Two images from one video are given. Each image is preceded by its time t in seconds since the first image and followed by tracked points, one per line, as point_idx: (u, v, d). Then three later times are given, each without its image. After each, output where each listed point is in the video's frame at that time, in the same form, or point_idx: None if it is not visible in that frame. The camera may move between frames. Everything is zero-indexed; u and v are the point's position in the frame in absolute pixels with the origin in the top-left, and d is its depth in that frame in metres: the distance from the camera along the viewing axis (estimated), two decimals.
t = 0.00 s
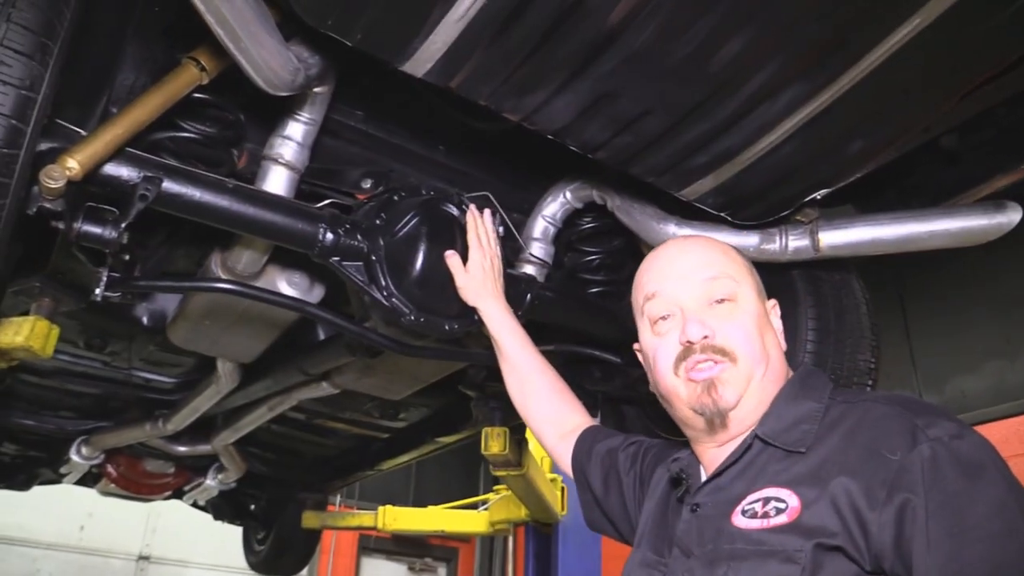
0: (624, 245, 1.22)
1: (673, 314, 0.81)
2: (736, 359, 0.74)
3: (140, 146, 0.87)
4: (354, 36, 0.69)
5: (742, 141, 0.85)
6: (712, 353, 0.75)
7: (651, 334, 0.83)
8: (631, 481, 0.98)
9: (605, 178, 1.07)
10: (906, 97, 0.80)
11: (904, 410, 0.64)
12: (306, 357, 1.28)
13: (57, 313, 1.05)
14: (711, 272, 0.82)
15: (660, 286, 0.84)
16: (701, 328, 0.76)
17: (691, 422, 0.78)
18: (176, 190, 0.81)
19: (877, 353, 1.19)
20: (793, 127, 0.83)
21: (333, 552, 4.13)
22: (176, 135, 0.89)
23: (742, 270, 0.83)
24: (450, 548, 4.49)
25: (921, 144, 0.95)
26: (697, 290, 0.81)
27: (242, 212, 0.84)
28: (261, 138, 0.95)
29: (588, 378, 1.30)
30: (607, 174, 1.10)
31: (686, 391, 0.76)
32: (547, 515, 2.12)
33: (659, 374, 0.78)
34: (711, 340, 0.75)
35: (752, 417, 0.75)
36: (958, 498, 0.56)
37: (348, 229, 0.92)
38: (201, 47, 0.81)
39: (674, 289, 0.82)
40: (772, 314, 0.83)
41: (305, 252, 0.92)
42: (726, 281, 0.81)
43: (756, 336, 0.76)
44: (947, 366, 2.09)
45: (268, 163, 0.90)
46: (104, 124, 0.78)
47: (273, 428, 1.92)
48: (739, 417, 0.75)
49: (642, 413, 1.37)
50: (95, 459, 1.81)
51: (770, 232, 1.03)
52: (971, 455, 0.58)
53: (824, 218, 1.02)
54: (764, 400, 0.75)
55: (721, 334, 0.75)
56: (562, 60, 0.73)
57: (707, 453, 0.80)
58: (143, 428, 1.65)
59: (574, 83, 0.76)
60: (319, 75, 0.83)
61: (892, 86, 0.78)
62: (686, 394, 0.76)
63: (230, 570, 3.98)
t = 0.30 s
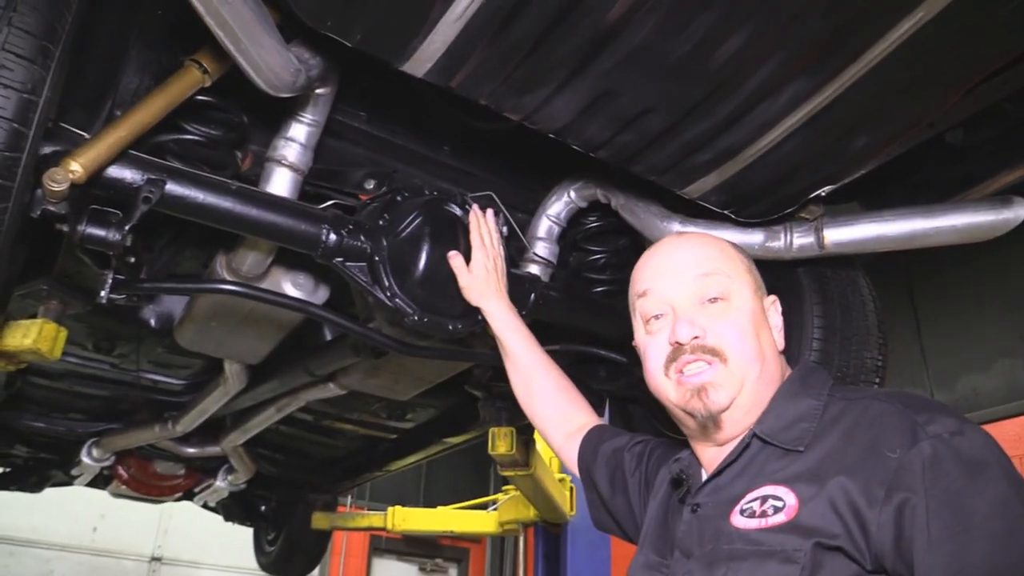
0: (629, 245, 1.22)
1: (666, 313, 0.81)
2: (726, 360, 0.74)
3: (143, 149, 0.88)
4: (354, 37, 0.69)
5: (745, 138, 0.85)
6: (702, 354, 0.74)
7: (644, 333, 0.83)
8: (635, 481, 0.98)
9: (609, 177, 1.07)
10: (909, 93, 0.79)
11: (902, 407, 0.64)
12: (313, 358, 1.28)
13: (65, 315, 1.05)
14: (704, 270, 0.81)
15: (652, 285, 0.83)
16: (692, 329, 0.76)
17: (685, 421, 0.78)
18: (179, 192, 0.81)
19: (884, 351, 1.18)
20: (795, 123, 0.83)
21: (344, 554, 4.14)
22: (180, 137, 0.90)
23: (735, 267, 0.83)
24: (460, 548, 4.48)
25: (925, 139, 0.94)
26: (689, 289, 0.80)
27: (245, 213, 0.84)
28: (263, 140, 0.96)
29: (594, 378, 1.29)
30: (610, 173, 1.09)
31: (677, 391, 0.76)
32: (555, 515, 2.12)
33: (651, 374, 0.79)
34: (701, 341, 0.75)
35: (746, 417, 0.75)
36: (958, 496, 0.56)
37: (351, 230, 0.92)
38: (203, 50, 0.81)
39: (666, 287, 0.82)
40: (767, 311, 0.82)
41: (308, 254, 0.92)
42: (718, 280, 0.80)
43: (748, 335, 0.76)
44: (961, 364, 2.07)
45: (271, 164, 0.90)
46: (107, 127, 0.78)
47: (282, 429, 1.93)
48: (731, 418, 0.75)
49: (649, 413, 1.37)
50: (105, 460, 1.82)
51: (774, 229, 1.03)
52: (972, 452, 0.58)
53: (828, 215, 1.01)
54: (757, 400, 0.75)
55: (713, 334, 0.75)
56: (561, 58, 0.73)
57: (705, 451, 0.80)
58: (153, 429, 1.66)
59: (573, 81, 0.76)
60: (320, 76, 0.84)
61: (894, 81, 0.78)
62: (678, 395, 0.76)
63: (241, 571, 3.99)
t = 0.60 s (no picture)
0: (633, 244, 1.22)
1: (663, 312, 0.81)
2: (727, 358, 0.73)
3: (146, 153, 0.88)
4: (351, 39, 0.70)
5: (745, 136, 0.85)
6: (702, 352, 0.74)
7: (642, 334, 0.82)
8: (637, 482, 0.98)
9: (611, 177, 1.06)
10: (909, 89, 0.79)
11: (899, 406, 0.64)
12: (318, 361, 1.28)
13: (71, 319, 1.06)
14: (701, 268, 0.81)
15: (649, 286, 0.83)
16: (691, 327, 0.76)
17: (686, 421, 0.78)
18: (180, 196, 0.81)
19: (891, 349, 1.18)
20: (796, 122, 0.82)
21: (353, 556, 4.14)
22: (181, 140, 0.90)
23: (732, 265, 0.83)
24: (470, 550, 4.44)
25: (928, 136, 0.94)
26: (687, 288, 0.80)
27: (246, 216, 0.84)
28: (265, 143, 0.96)
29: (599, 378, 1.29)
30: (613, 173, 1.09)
31: (677, 391, 0.75)
32: (563, 516, 2.11)
33: (650, 374, 0.78)
34: (701, 339, 0.75)
35: (747, 415, 0.74)
36: (952, 496, 0.55)
37: (353, 232, 0.92)
38: (204, 53, 0.82)
39: (664, 287, 0.82)
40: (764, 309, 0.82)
41: (310, 256, 0.92)
42: (716, 278, 0.80)
43: (748, 332, 0.75)
44: (972, 362, 2.05)
45: (273, 167, 0.90)
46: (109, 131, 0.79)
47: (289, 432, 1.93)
48: (734, 417, 0.74)
49: (655, 413, 1.36)
50: (113, 464, 1.83)
51: (777, 228, 1.03)
52: (969, 451, 0.57)
53: (832, 213, 1.01)
54: (758, 398, 0.74)
55: (712, 332, 0.75)
56: (559, 58, 0.73)
57: (706, 453, 0.80)
58: (161, 433, 1.67)
59: (571, 81, 0.76)
60: (319, 78, 0.84)
61: (895, 77, 0.77)
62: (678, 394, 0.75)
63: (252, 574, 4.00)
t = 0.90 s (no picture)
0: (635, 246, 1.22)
1: (649, 311, 0.81)
2: (708, 362, 0.74)
3: (146, 158, 0.89)
4: (348, 42, 0.70)
5: (744, 136, 0.84)
6: (683, 355, 0.75)
7: (631, 332, 0.83)
8: (637, 483, 0.99)
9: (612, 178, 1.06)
10: (907, 87, 0.79)
11: (890, 407, 0.64)
12: (320, 364, 1.29)
13: (74, 324, 1.06)
14: (688, 268, 0.81)
15: (637, 284, 0.84)
16: (673, 327, 0.76)
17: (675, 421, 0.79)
18: (179, 201, 0.82)
19: (894, 349, 1.17)
20: (795, 121, 0.82)
21: (360, 559, 4.14)
22: (181, 145, 0.90)
23: (721, 263, 0.82)
24: (477, 553, 4.42)
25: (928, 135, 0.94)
26: (672, 287, 0.80)
27: (247, 220, 0.84)
28: (265, 147, 0.96)
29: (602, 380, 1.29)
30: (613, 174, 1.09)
31: (661, 391, 0.76)
32: (569, 519, 2.11)
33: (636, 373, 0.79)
34: (681, 340, 0.75)
35: (731, 417, 0.75)
36: (941, 500, 0.55)
37: (353, 235, 0.92)
38: (203, 58, 0.82)
39: (651, 285, 0.82)
40: (757, 307, 0.81)
41: (310, 259, 0.92)
42: (702, 277, 0.80)
43: (733, 334, 0.75)
44: (980, 362, 2.04)
45: (273, 171, 0.90)
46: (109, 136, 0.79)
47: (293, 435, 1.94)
48: (716, 420, 0.75)
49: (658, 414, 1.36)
50: (119, 468, 1.83)
51: (778, 227, 1.02)
52: (961, 452, 0.57)
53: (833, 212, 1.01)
54: (742, 402, 0.74)
55: (693, 333, 0.75)
56: (557, 59, 0.73)
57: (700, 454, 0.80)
58: (166, 437, 1.67)
59: (568, 83, 0.76)
60: (318, 81, 0.84)
61: (893, 75, 0.77)
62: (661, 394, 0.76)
63: None
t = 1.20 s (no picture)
0: (635, 247, 1.21)
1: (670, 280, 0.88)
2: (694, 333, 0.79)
3: (144, 162, 0.89)
4: (342, 45, 0.70)
5: (742, 135, 0.84)
6: (675, 322, 0.81)
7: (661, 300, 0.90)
8: (655, 469, 1.01)
9: (612, 179, 1.06)
10: (904, 83, 0.78)
11: (904, 407, 0.64)
12: (322, 368, 1.29)
13: (76, 330, 1.06)
14: (704, 242, 0.85)
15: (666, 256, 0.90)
16: (673, 294, 0.83)
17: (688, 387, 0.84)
18: (177, 205, 0.82)
19: (897, 348, 1.17)
20: (792, 119, 0.82)
21: (367, 563, 4.13)
22: (180, 149, 0.90)
23: (738, 244, 0.83)
24: (484, 556, 4.42)
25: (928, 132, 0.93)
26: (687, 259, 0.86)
27: (246, 224, 0.85)
28: (262, 151, 0.96)
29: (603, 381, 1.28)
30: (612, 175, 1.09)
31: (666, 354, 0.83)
32: (574, 521, 2.10)
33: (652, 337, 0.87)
34: (678, 307, 0.81)
35: (722, 388, 0.78)
36: (958, 504, 0.55)
37: (351, 238, 0.92)
38: (200, 63, 0.82)
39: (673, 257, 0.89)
40: (779, 292, 0.80)
41: (309, 262, 0.92)
42: (710, 255, 0.83)
43: (729, 308, 0.78)
44: (986, 361, 2.03)
45: (272, 175, 0.90)
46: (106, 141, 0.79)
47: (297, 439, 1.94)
48: (703, 390, 0.80)
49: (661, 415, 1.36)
50: (124, 473, 1.83)
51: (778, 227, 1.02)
52: (977, 456, 0.57)
53: (833, 211, 1.00)
54: (729, 379, 0.78)
55: (689, 302, 0.80)
56: (553, 58, 0.73)
57: (713, 432, 0.84)
58: (170, 442, 1.67)
59: (564, 83, 0.76)
60: (314, 85, 0.84)
61: (890, 71, 0.77)
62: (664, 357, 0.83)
63: None
